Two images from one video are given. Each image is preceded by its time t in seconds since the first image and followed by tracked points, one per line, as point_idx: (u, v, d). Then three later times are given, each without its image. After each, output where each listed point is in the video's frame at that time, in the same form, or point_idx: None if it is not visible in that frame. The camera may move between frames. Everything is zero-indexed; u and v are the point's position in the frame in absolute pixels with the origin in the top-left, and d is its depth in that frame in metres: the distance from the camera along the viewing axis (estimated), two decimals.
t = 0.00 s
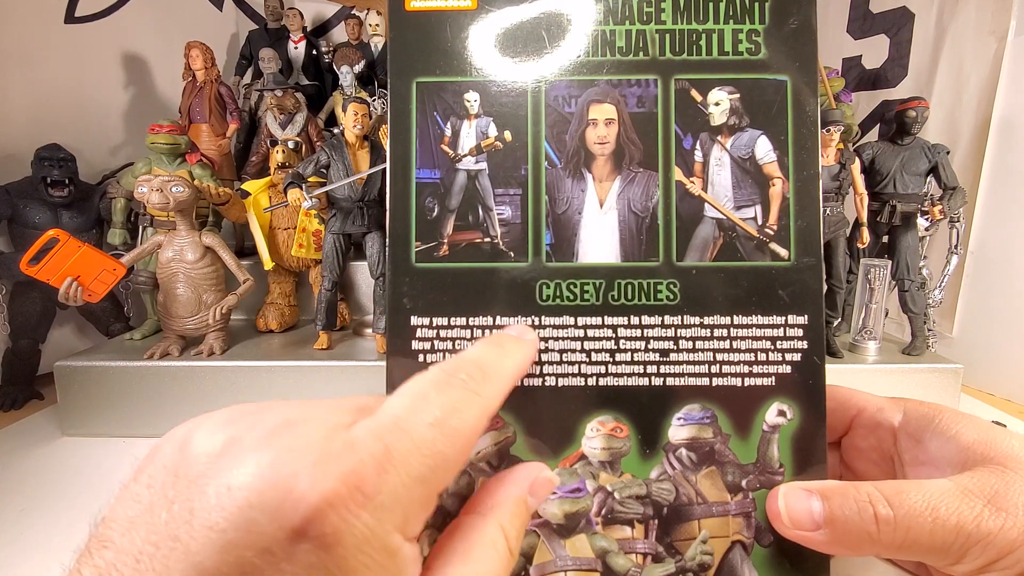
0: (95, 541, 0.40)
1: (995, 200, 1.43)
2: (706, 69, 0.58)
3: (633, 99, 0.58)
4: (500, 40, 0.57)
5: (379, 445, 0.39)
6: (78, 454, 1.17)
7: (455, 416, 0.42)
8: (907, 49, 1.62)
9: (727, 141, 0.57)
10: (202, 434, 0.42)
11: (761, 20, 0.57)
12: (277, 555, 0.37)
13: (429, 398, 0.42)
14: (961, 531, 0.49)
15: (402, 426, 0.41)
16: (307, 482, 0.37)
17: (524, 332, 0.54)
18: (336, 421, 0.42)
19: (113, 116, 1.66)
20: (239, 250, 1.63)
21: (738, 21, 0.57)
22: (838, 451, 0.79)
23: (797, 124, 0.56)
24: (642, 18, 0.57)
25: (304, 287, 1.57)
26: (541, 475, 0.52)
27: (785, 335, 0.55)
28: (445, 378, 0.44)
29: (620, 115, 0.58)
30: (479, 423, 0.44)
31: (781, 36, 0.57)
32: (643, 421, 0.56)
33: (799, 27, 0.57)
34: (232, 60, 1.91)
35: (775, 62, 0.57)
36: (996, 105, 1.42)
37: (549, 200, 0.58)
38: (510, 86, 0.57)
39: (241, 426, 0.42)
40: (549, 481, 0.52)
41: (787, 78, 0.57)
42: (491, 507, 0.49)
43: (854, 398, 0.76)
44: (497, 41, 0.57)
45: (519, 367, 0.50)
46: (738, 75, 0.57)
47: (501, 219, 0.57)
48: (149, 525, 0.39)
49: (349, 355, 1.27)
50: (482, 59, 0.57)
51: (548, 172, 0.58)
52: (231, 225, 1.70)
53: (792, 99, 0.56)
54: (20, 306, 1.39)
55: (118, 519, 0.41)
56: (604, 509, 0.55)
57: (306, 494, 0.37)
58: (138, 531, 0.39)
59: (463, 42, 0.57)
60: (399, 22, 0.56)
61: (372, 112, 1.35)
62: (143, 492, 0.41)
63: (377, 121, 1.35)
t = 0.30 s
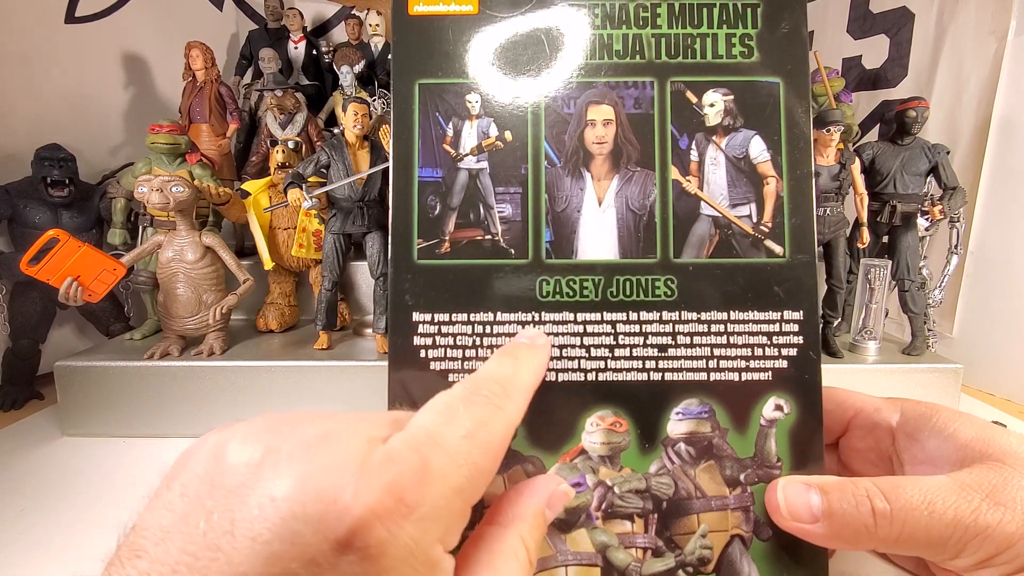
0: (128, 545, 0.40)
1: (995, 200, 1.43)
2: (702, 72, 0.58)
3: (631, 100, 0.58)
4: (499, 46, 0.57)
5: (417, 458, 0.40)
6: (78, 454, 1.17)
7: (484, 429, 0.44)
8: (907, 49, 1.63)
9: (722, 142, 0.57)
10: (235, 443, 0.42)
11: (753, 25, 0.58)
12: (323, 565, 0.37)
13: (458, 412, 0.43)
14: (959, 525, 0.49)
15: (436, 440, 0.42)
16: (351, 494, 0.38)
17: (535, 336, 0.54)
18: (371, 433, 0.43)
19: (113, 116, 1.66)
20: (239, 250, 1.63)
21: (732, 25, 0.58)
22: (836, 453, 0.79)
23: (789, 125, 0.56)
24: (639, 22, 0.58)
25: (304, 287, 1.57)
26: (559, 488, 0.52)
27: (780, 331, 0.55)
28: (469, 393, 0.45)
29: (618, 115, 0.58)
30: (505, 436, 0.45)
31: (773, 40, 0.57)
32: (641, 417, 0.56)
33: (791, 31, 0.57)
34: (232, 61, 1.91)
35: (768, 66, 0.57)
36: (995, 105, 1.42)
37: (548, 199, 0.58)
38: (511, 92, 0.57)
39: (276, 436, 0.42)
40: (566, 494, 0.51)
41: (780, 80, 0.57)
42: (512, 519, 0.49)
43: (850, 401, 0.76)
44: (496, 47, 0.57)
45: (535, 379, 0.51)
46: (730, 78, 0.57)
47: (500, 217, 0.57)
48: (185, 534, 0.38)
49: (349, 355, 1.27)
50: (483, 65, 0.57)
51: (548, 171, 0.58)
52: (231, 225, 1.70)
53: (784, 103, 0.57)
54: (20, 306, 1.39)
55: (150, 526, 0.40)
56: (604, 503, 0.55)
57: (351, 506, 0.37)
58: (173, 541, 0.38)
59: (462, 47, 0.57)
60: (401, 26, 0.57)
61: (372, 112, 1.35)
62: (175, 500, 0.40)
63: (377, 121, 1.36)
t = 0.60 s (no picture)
0: (155, 544, 0.41)
1: (995, 200, 1.43)
2: (704, 72, 0.58)
3: (632, 100, 0.58)
4: (498, 44, 0.57)
5: (441, 464, 0.40)
6: (78, 454, 1.17)
7: (506, 432, 0.43)
8: (907, 49, 1.63)
9: (724, 142, 0.57)
10: (260, 447, 0.42)
11: (756, 25, 0.58)
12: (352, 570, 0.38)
13: (479, 415, 0.43)
14: (961, 524, 0.49)
15: (460, 443, 0.41)
16: (380, 501, 0.38)
17: (552, 331, 0.53)
18: (396, 438, 0.43)
19: (113, 116, 1.66)
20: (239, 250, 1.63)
21: (734, 25, 0.58)
22: (835, 453, 0.78)
23: (792, 125, 0.56)
24: (640, 21, 0.58)
25: (304, 287, 1.57)
26: (574, 504, 0.52)
27: (782, 332, 0.55)
28: (489, 395, 0.45)
29: (619, 116, 0.58)
30: (526, 438, 0.45)
31: (776, 40, 0.57)
32: (642, 418, 0.56)
33: (792, 31, 0.57)
34: (232, 60, 1.91)
35: (770, 65, 0.57)
36: (996, 105, 1.42)
37: (549, 200, 0.58)
38: (511, 90, 0.57)
39: (302, 441, 0.42)
40: (580, 510, 0.53)
41: (781, 80, 0.57)
42: (530, 530, 0.50)
43: (849, 401, 0.76)
44: (496, 46, 0.57)
45: (555, 377, 0.50)
46: (733, 78, 0.57)
47: (501, 218, 0.57)
48: (215, 537, 0.39)
49: (349, 355, 1.27)
50: (483, 63, 0.57)
51: (548, 172, 0.58)
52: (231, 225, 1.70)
53: (787, 101, 0.57)
54: (20, 306, 1.39)
55: (178, 527, 0.41)
56: (604, 505, 0.55)
57: (381, 513, 0.38)
58: (201, 543, 0.40)
59: (462, 46, 0.57)
60: (401, 25, 0.57)
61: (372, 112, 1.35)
62: (203, 503, 0.41)
63: (377, 121, 1.36)
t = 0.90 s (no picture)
0: (161, 554, 0.41)
1: (995, 200, 1.43)
2: (705, 71, 0.58)
3: (633, 100, 0.58)
4: (498, 43, 0.57)
5: (461, 474, 0.40)
6: (78, 454, 1.17)
7: (526, 443, 0.43)
8: (907, 49, 1.63)
9: (726, 142, 0.57)
10: (272, 456, 0.42)
11: (758, 24, 0.58)
12: None
13: (501, 425, 0.42)
14: (962, 523, 0.49)
15: (480, 454, 0.41)
16: (401, 512, 0.38)
17: (571, 339, 0.51)
18: (412, 446, 0.43)
19: (113, 116, 1.66)
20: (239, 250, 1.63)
21: (737, 24, 0.58)
22: (835, 454, 0.78)
23: (793, 125, 0.56)
24: (640, 20, 0.58)
25: (304, 287, 1.57)
26: (587, 514, 0.52)
27: (782, 333, 0.55)
28: (511, 402, 0.44)
29: (620, 116, 0.58)
30: (544, 448, 0.44)
31: (777, 40, 0.57)
32: (643, 419, 0.56)
33: (794, 30, 0.57)
34: (232, 60, 1.91)
35: (771, 65, 0.57)
36: (996, 105, 1.42)
37: (549, 200, 0.58)
38: (511, 89, 0.57)
39: (314, 447, 0.42)
40: (592, 522, 0.51)
41: (784, 80, 0.57)
42: (543, 541, 0.49)
43: (848, 402, 0.76)
44: (495, 44, 0.57)
45: (575, 383, 0.49)
46: (735, 77, 0.57)
47: (501, 219, 0.57)
48: (227, 548, 0.39)
49: (349, 355, 1.28)
50: (482, 61, 0.57)
51: (549, 172, 0.58)
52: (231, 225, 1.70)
53: (790, 100, 0.57)
54: (20, 306, 1.39)
55: (186, 539, 0.40)
56: (605, 506, 0.55)
57: (401, 524, 0.38)
58: (213, 554, 0.39)
59: (462, 44, 0.57)
60: (401, 24, 0.57)
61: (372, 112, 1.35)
62: (213, 514, 0.41)
63: (377, 121, 1.36)
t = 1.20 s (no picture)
0: (166, 566, 0.39)
1: (994, 200, 1.43)
2: (703, 72, 0.58)
3: (631, 101, 0.58)
4: (499, 45, 0.57)
5: (473, 472, 0.40)
6: (78, 454, 1.17)
7: (534, 441, 0.43)
8: (907, 49, 1.63)
9: (722, 142, 0.57)
10: (275, 459, 0.41)
11: (753, 26, 0.58)
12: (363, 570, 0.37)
13: (510, 423, 0.42)
14: (961, 521, 0.49)
15: (491, 452, 0.41)
16: (415, 509, 0.38)
17: (574, 336, 0.51)
18: (421, 445, 0.42)
19: (113, 116, 1.66)
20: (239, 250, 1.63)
21: (732, 26, 0.58)
22: (834, 454, 0.78)
23: (790, 126, 0.56)
24: (639, 22, 0.58)
25: (304, 287, 1.57)
26: (592, 516, 0.51)
27: (781, 331, 0.55)
28: (518, 400, 0.44)
29: (619, 116, 0.58)
30: (552, 445, 0.44)
31: (773, 42, 0.57)
32: (643, 416, 0.56)
33: (790, 33, 0.57)
34: (232, 61, 1.92)
35: (766, 67, 0.57)
36: (995, 105, 1.42)
37: (549, 199, 0.58)
38: (510, 92, 0.57)
39: (320, 450, 0.41)
40: (598, 522, 0.51)
41: (779, 81, 0.57)
42: (550, 542, 0.49)
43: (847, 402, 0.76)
44: (496, 48, 0.57)
45: (579, 380, 0.49)
46: (731, 79, 0.57)
47: (501, 217, 0.57)
48: (235, 555, 0.38)
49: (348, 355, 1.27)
50: (483, 64, 0.57)
51: (548, 171, 0.58)
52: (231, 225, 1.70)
53: (784, 105, 0.57)
54: (20, 306, 1.39)
55: (191, 550, 0.39)
56: (604, 503, 0.55)
57: (416, 522, 0.38)
58: (221, 562, 0.38)
59: (462, 46, 0.57)
60: (401, 25, 0.57)
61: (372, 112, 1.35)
62: (218, 523, 0.40)
63: (377, 121, 1.36)
